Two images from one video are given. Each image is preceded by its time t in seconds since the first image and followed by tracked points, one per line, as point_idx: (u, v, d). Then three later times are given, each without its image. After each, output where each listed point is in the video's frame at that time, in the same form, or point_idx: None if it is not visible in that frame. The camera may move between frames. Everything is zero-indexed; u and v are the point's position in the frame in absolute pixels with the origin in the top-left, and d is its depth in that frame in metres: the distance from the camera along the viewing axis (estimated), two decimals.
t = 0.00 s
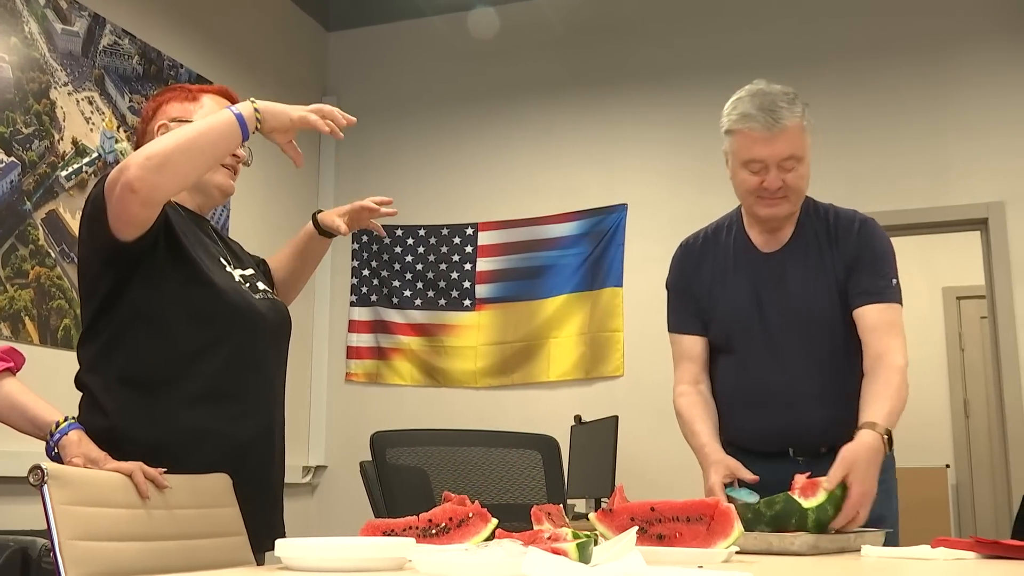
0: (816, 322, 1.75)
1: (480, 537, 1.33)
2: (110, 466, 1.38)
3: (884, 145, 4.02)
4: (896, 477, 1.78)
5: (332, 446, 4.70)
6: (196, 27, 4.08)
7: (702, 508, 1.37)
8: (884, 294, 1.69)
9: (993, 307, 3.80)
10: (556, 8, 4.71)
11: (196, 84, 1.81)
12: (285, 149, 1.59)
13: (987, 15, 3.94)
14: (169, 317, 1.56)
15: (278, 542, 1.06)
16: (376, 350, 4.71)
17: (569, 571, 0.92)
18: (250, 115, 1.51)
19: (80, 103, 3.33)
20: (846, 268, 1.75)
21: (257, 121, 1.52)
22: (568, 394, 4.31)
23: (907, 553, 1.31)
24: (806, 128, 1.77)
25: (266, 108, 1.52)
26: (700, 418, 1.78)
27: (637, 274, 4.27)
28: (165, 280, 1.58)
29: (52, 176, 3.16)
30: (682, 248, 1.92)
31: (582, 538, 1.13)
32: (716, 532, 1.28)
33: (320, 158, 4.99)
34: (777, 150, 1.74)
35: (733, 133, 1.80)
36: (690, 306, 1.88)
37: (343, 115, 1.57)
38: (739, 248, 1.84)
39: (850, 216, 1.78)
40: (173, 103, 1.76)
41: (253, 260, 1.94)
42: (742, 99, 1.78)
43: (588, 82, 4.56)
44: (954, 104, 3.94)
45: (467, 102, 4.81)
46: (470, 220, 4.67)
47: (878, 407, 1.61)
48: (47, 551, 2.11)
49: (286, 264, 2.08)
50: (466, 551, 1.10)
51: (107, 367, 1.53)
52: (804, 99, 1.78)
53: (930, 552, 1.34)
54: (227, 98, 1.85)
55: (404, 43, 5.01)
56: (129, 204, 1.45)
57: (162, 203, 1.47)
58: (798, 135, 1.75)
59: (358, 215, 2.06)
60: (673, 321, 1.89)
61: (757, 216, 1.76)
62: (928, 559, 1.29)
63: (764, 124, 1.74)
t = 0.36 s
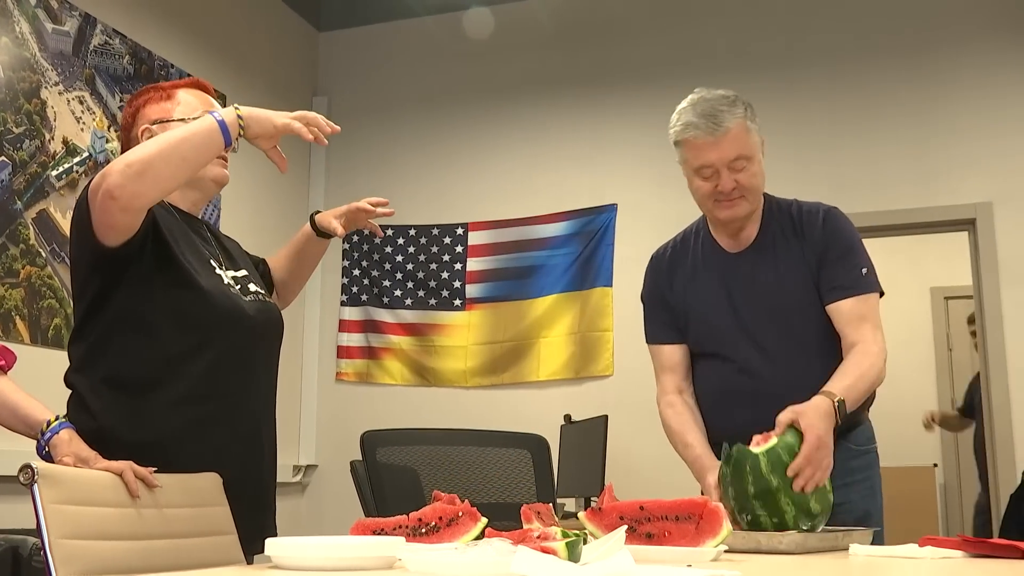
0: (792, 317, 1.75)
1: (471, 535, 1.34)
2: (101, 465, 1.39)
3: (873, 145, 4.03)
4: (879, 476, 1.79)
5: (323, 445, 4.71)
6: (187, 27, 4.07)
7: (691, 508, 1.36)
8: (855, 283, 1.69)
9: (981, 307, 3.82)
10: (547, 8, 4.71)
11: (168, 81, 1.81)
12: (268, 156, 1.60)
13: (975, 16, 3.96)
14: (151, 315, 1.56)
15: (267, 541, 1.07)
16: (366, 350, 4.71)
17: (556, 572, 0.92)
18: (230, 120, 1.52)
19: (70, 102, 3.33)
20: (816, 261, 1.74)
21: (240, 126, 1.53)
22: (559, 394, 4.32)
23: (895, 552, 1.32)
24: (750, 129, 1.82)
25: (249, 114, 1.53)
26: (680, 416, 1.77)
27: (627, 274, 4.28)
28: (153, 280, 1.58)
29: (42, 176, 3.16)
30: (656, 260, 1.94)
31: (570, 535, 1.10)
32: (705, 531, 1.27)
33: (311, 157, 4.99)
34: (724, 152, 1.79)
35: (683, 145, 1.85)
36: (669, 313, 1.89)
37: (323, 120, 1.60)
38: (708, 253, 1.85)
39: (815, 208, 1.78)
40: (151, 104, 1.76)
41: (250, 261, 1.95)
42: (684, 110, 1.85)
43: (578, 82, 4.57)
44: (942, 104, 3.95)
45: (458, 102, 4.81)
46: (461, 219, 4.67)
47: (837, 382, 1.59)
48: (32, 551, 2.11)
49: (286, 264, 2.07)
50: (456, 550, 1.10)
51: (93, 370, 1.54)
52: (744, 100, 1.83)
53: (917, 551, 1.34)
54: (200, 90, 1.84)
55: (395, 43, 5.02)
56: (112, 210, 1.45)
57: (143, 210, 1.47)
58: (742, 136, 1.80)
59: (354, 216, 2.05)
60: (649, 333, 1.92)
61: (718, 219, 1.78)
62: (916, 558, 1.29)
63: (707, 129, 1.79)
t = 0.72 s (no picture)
0: (788, 314, 1.75)
1: (469, 535, 1.35)
2: (100, 464, 1.40)
3: (870, 146, 4.04)
4: (871, 475, 1.80)
5: (322, 445, 4.72)
6: (186, 26, 4.08)
7: (689, 507, 1.38)
8: (852, 283, 1.70)
9: (978, 308, 3.83)
10: (545, 9, 4.72)
11: (169, 84, 1.83)
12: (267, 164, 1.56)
13: (972, 17, 3.97)
14: (148, 315, 1.58)
15: (268, 540, 1.08)
16: (366, 349, 4.72)
17: (555, 572, 0.93)
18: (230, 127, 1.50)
19: (70, 103, 3.34)
20: (811, 258, 1.75)
21: (239, 135, 1.50)
22: (557, 394, 4.33)
23: (893, 551, 1.32)
24: (738, 128, 1.81)
25: (248, 120, 1.50)
26: (672, 424, 1.78)
27: (625, 274, 4.29)
28: (149, 280, 1.59)
29: (42, 177, 3.17)
30: (645, 264, 1.94)
31: (569, 535, 1.11)
32: (702, 531, 1.28)
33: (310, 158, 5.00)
34: (713, 155, 1.78)
35: (671, 147, 1.84)
36: (659, 314, 1.90)
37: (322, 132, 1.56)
38: (698, 252, 1.86)
39: (806, 206, 1.80)
40: (151, 106, 1.77)
41: (252, 259, 1.95)
42: (672, 112, 1.83)
43: (576, 83, 4.58)
44: (939, 105, 3.97)
45: (456, 103, 4.82)
46: (459, 220, 4.68)
47: (851, 387, 1.62)
48: (32, 549, 2.12)
49: (291, 264, 2.08)
50: (453, 550, 1.11)
51: (93, 370, 1.56)
52: (731, 101, 1.82)
53: (915, 551, 1.35)
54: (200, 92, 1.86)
55: (394, 44, 5.03)
56: (108, 212, 1.47)
57: (139, 213, 1.48)
58: (731, 137, 1.79)
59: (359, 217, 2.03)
60: (638, 336, 1.92)
61: (709, 220, 1.78)
62: (914, 558, 1.30)
63: (696, 131, 1.78)
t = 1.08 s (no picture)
0: (790, 317, 1.75)
1: (469, 534, 1.38)
2: (103, 464, 1.41)
3: (869, 146, 4.06)
4: (867, 474, 1.81)
5: (324, 443, 4.74)
6: (188, 26, 4.10)
7: (688, 505, 1.40)
8: (856, 288, 1.71)
9: (976, 307, 3.84)
10: (546, 10, 4.74)
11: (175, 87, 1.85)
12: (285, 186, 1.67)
13: (971, 19, 3.98)
14: (150, 313, 1.59)
15: (271, 539, 1.09)
16: (367, 349, 4.74)
17: (556, 569, 0.95)
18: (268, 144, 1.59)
19: (74, 105, 3.36)
20: (814, 262, 1.76)
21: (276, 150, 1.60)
22: (557, 393, 4.34)
23: (890, 549, 1.34)
24: (749, 130, 1.77)
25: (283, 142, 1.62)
26: (670, 432, 1.77)
27: (625, 274, 4.31)
28: (153, 278, 1.61)
29: (47, 177, 3.19)
30: (645, 263, 1.91)
31: (570, 533, 1.12)
32: (701, 528, 1.30)
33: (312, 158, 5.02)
34: (725, 158, 1.73)
35: (681, 148, 1.80)
36: (659, 313, 1.87)
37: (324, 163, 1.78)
38: (701, 254, 1.84)
39: (809, 210, 1.80)
40: (154, 109, 1.78)
41: (251, 256, 1.97)
42: (684, 113, 1.78)
43: (577, 84, 4.60)
44: (938, 106, 3.98)
45: (458, 103, 4.84)
46: (461, 220, 4.70)
47: (848, 393, 1.63)
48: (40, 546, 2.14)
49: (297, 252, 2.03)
50: (455, 547, 1.13)
51: (94, 366, 1.57)
52: (742, 103, 1.78)
53: (913, 548, 1.36)
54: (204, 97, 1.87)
55: (396, 45, 5.04)
56: (156, 215, 1.47)
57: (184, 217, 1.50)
58: (743, 140, 1.75)
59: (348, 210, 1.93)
60: (636, 335, 1.90)
61: (718, 223, 1.75)
62: (912, 556, 1.31)
63: (710, 135, 1.73)
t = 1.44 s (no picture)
0: (792, 320, 1.76)
1: (472, 532, 1.38)
2: (107, 463, 1.42)
3: (870, 146, 4.07)
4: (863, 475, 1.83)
5: (326, 443, 4.75)
6: (191, 26, 4.11)
7: (689, 504, 1.40)
8: (854, 296, 1.73)
9: (975, 307, 3.85)
10: (548, 11, 4.75)
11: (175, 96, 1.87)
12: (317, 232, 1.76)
13: (971, 20, 4.00)
14: (150, 312, 1.60)
15: (273, 538, 1.08)
16: (369, 349, 4.75)
17: (558, 568, 0.95)
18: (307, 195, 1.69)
19: (78, 105, 3.37)
20: (816, 268, 1.77)
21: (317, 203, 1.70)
22: (559, 393, 4.35)
23: (889, 548, 1.35)
24: (765, 131, 1.77)
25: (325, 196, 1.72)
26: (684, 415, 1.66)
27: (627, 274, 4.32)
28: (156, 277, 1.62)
29: (50, 177, 3.20)
30: (646, 254, 1.89)
31: (572, 532, 1.13)
32: (702, 527, 1.32)
33: (315, 158, 5.03)
34: (742, 155, 1.74)
35: (695, 141, 1.79)
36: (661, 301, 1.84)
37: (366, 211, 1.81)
38: (705, 250, 1.84)
39: (812, 217, 1.82)
40: (156, 116, 1.81)
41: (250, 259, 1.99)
42: (702, 107, 1.78)
43: (579, 84, 4.61)
44: (938, 107, 3.99)
45: (459, 103, 4.85)
46: (462, 220, 4.72)
47: (849, 399, 1.64)
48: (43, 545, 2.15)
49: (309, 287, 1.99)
50: (458, 545, 1.14)
51: (94, 364, 1.57)
52: (760, 103, 1.78)
53: (912, 547, 1.37)
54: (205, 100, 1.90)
55: (398, 46, 5.05)
56: (193, 259, 1.51)
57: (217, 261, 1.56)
58: (759, 139, 1.75)
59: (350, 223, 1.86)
60: (635, 320, 1.85)
61: (727, 221, 1.76)
62: (910, 554, 1.32)
63: (728, 132, 1.73)
